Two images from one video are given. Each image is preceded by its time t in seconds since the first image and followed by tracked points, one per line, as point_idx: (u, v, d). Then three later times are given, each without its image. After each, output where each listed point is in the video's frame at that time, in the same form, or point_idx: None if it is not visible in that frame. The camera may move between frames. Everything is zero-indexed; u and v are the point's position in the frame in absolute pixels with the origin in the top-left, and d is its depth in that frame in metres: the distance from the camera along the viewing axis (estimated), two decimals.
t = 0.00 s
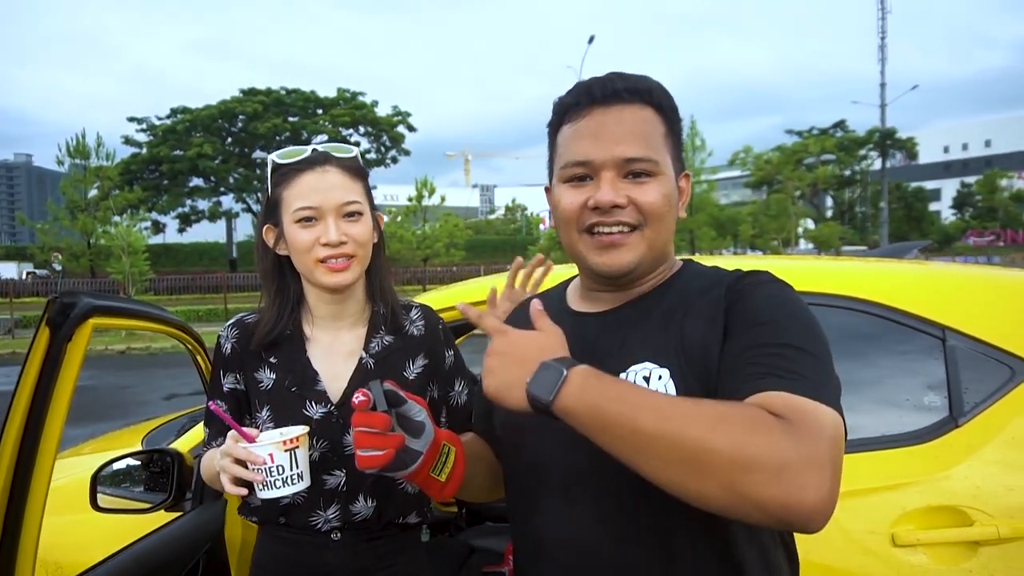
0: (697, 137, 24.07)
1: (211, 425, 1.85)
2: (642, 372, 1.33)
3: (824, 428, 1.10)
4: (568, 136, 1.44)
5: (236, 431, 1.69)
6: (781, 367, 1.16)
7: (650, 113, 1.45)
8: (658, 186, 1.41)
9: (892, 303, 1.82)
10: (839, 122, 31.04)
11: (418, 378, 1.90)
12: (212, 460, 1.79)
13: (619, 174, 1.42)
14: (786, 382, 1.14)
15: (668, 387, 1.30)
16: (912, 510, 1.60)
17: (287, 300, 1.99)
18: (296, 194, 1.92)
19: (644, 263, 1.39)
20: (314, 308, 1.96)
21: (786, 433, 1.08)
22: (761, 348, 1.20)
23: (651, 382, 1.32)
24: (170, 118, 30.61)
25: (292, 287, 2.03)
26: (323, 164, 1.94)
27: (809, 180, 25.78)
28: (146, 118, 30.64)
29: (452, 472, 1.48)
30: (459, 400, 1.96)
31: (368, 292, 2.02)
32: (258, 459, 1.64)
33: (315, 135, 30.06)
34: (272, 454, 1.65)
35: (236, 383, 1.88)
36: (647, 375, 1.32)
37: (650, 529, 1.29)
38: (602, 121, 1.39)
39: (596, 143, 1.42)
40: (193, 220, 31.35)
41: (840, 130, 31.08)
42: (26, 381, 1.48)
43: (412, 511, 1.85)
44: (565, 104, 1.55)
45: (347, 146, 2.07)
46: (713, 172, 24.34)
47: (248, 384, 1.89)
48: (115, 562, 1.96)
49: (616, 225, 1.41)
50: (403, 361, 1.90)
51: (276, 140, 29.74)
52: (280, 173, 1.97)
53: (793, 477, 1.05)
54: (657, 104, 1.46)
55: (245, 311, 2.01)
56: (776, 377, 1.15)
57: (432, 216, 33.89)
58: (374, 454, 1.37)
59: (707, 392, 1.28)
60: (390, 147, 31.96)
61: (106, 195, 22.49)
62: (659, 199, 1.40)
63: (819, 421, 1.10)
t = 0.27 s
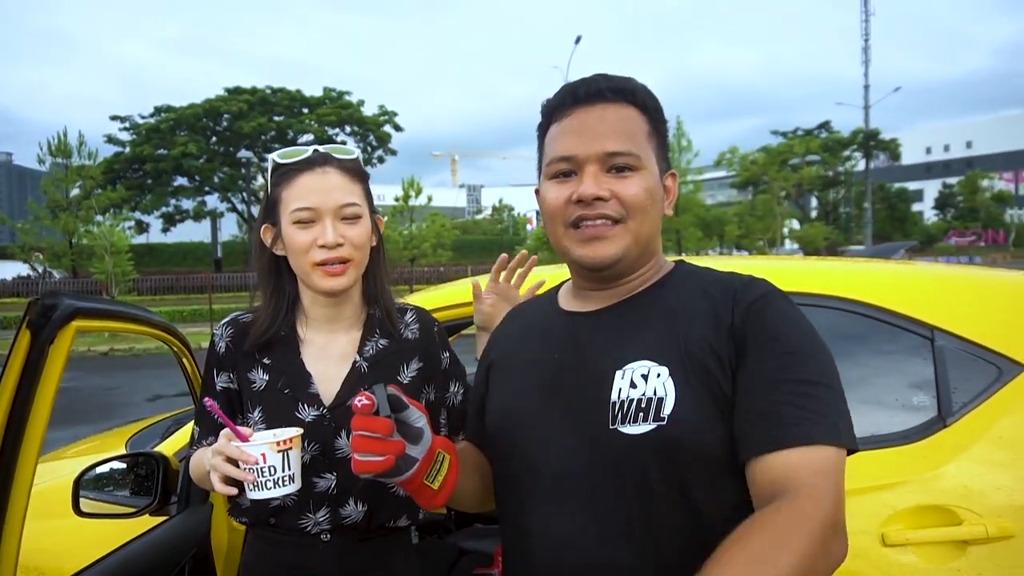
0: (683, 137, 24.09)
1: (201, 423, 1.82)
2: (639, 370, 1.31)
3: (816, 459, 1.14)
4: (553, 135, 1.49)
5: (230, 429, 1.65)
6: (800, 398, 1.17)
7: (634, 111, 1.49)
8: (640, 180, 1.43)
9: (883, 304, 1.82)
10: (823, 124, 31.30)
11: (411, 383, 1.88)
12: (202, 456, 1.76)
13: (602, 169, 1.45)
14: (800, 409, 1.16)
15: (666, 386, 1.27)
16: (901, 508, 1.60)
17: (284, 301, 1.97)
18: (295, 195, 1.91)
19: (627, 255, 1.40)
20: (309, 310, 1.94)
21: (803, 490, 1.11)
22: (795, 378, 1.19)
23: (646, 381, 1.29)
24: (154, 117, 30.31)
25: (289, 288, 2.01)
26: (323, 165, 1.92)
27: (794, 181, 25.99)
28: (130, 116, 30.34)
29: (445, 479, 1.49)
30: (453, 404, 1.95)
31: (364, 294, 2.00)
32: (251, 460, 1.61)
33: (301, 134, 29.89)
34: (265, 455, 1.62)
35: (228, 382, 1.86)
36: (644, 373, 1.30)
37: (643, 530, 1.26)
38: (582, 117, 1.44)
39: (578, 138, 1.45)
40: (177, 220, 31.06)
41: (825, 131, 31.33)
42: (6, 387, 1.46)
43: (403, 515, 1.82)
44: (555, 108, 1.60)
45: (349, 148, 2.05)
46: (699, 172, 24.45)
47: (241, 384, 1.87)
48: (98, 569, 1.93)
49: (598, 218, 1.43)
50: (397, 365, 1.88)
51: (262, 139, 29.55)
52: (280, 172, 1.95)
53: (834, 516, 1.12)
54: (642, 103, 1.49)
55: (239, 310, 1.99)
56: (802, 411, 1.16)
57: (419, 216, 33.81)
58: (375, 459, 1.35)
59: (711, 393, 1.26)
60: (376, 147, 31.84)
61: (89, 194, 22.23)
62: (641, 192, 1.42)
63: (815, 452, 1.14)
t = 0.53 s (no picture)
0: (670, 138, 24.17)
1: (188, 426, 1.81)
2: (621, 377, 1.31)
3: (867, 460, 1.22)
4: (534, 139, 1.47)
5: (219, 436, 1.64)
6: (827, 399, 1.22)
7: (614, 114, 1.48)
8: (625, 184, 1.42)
9: (874, 305, 1.82)
10: (809, 125, 31.52)
11: (398, 384, 1.87)
12: (189, 463, 1.74)
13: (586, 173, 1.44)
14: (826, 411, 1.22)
15: (647, 393, 1.27)
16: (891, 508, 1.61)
17: (272, 303, 1.95)
18: (281, 197, 1.88)
19: (616, 261, 1.39)
20: (297, 312, 1.93)
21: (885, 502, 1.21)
22: (824, 386, 1.23)
23: (627, 388, 1.29)
24: (139, 116, 30.02)
25: (278, 289, 1.99)
26: (310, 167, 1.89)
27: (780, 182, 26.17)
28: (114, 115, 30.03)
29: (438, 481, 1.49)
30: (437, 408, 1.93)
31: (352, 295, 1.98)
32: (242, 467, 1.61)
33: (288, 134, 29.72)
34: (255, 461, 1.61)
35: (213, 383, 1.85)
36: (626, 380, 1.30)
37: (617, 540, 1.27)
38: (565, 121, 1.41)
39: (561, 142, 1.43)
40: (162, 219, 30.78)
41: (810, 132, 31.58)
42: None
43: (389, 515, 1.82)
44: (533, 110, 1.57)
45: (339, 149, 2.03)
46: (687, 172, 24.56)
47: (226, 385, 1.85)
48: None
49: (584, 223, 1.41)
50: (383, 366, 1.86)
51: (248, 139, 29.36)
52: (266, 173, 1.92)
53: (904, 489, 1.25)
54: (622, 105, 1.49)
55: (225, 310, 1.96)
56: (833, 414, 1.22)
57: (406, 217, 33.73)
58: (367, 465, 1.37)
59: (695, 400, 1.26)
60: (363, 147, 31.73)
61: (72, 194, 21.98)
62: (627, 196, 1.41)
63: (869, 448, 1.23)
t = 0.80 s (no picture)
0: (662, 138, 24.19)
1: (149, 428, 1.78)
2: (627, 379, 1.30)
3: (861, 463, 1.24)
4: (518, 148, 1.45)
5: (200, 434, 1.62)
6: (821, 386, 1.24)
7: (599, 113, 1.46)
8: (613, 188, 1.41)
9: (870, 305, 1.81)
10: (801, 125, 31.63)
11: (367, 380, 1.86)
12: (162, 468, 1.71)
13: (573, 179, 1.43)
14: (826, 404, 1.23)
15: (656, 394, 1.26)
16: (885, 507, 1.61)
17: (235, 299, 1.93)
18: (249, 191, 1.86)
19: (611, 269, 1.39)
20: (262, 308, 1.91)
21: (872, 507, 1.22)
22: (819, 382, 1.24)
23: (634, 390, 1.28)
24: (129, 115, 29.83)
25: (240, 286, 1.96)
26: (280, 163, 1.88)
27: (772, 182, 26.27)
28: (104, 115, 29.83)
29: (439, 497, 1.52)
30: (400, 407, 1.93)
31: (316, 292, 1.97)
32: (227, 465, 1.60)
33: (279, 134, 29.60)
34: (241, 458, 1.61)
35: (177, 386, 1.82)
36: (634, 382, 1.29)
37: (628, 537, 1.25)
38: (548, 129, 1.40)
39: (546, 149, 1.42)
40: (153, 219, 30.61)
41: (801, 133, 31.72)
42: None
43: (365, 513, 1.81)
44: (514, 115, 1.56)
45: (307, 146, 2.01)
46: (679, 173, 24.61)
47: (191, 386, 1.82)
48: None
49: (575, 231, 1.41)
50: (352, 361, 1.86)
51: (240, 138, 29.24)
52: (233, 168, 1.90)
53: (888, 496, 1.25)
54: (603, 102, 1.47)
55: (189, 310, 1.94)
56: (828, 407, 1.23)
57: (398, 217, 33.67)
58: (361, 490, 1.40)
59: (705, 399, 1.24)
60: (355, 146, 31.65)
61: (62, 194, 21.81)
62: (616, 200, 1.40)
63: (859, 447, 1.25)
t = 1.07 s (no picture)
0: (657, 139, 24.17)
1: (124, 433, 1.78)
2: (633, 396, 1.29)
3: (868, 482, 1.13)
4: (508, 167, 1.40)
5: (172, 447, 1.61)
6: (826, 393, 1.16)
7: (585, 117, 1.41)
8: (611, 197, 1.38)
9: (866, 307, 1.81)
10: (794, 126, 31.72)
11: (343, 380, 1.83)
12: (133, 477, 1.70)
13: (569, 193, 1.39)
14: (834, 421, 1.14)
15: (662, 413, 1.25)
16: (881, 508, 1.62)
17: (199, 303, 1.89)
18: (205, 195, 1.82)
19: (621, 284, 1.36)
20: (233, 312, 1.88)
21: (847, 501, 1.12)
22: (824, 394, 1.16)
23: (639, 408, 1.28)
24: (121, 115, 29.69)
25: (204, 290, 1.93)
26: (235, 164, 1.84)
27: (765, 183, 26.33)
28: (96, 115, 29.66)
29: (445, 510, 1.51)
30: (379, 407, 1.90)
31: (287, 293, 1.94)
32: (198, 480, 1.59)
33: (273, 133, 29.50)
34: (212, 473, 1.60)
35: (153, 389, 1.80)
36: (639, 399, 1.28)
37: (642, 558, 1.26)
38: (536, 145, 1.35)
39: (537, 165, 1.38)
40: (146, 220, 30.48)
41: (794, 133, 31.82)
42: None
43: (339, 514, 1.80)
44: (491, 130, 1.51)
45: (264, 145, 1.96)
46: (673, 174, 24.64)
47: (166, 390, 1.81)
48: None
49: (579, 248, 1.37)
50: (327, 361, 1.83)
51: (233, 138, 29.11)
52: (189, 171, 1.86)
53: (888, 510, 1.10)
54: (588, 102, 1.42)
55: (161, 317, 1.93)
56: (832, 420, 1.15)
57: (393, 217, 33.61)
58: (365, 511, 1.41)
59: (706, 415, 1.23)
60: (349, 146, 31.57)
61: (53, 195, 21.67)
62: (617, 210, 1.37)
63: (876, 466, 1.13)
